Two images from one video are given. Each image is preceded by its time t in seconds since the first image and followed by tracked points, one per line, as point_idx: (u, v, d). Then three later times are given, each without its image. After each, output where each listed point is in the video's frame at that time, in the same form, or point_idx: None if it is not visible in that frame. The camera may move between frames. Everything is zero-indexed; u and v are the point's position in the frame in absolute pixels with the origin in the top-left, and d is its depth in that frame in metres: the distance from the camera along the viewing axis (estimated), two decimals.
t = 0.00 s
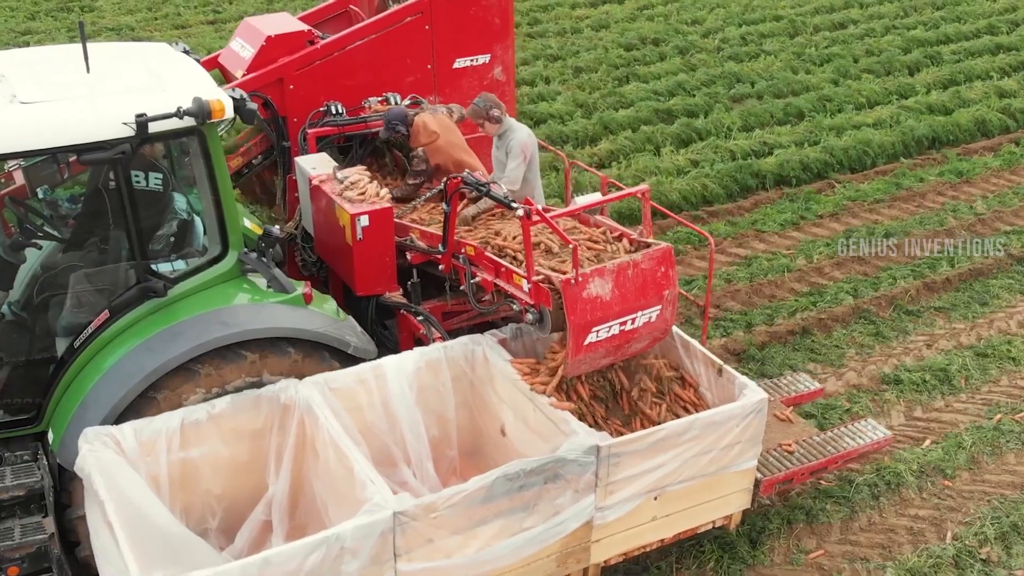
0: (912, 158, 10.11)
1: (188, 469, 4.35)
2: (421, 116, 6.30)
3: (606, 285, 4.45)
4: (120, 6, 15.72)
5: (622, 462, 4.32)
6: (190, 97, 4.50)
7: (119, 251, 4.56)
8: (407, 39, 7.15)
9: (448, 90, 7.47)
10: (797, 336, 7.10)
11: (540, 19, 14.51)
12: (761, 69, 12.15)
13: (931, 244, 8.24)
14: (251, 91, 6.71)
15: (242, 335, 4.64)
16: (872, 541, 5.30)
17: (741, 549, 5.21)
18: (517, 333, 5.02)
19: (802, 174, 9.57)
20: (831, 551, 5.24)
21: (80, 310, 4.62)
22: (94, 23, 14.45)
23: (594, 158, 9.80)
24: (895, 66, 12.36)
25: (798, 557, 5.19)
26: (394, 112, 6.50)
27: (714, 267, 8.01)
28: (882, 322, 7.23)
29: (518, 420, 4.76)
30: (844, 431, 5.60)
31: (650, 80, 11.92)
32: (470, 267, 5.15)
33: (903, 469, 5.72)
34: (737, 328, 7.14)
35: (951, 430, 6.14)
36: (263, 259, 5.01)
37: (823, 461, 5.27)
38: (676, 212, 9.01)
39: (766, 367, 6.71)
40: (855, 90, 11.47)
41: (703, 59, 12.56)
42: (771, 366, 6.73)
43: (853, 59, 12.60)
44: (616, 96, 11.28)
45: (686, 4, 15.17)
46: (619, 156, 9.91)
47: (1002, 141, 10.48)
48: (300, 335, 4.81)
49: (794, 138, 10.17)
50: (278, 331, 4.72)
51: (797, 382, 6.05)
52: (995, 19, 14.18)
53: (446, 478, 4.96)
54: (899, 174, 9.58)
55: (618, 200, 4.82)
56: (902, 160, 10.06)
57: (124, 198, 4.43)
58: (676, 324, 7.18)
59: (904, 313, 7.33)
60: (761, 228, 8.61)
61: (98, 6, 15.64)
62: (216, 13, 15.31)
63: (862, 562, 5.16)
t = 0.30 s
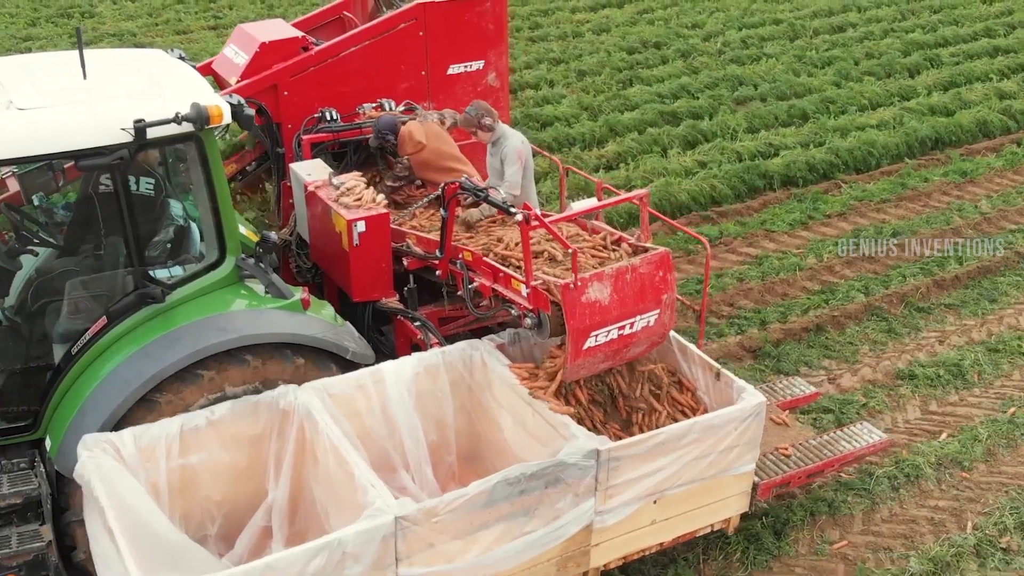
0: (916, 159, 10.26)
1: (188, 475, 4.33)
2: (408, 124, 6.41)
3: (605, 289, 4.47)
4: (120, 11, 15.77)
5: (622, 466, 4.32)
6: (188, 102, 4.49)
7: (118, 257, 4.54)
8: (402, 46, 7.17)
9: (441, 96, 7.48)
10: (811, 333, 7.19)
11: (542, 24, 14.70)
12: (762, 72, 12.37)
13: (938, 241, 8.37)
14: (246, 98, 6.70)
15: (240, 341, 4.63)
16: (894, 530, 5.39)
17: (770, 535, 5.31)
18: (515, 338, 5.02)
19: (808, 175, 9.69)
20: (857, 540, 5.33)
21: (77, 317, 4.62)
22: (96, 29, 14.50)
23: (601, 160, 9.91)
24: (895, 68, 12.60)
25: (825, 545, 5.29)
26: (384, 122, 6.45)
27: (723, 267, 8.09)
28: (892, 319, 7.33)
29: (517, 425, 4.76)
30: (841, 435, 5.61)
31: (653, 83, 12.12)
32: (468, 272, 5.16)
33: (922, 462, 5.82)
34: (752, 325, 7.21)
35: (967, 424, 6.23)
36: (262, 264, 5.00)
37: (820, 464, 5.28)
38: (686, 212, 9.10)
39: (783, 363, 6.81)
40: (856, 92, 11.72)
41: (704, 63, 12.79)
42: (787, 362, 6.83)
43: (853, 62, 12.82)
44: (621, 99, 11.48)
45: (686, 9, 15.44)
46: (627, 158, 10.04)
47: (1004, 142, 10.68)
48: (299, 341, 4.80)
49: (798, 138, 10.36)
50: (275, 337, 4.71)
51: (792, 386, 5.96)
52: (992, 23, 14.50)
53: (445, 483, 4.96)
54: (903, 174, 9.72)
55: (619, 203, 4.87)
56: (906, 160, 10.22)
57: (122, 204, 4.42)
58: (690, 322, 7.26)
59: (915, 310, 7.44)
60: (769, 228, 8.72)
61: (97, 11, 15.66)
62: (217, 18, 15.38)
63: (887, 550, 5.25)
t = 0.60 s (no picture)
0: (930, 160, 10.86)
1: (187, 493, 4.32)
2: (427, 125, 6.70)
3: (601, 300, 4.54)
4: (133, 26, 15.95)
5: (622, 475, 4.36)
6: (184, 121, 4.51)
7: (113, 276, 4.53)
8: (386, 63, 7.21)
9: (426, 113, 7.53)
10: (857, 320, 7.68)
11: (549, 37, 15.07)
12: (773, 80, 12.85)
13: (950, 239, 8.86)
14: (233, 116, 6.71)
15: (237, 357, 4.63)
16: (913, 515, 5.70)
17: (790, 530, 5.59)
18: (510, 350, 5.08)
19: (831, 175, 10.26)
20: (874, 528, 5.62)
21: (72, 335, 4.58)
22: (108, 44, 14.65)
23: (632, 164, 10.38)
24: (898, 77, 13.12)
25: (837, 535, 5.57)
26: (402, 114, 6.74)
27: (745, 265, 8.55)
28: (934, 307, 7.83)
29: (515, 436, 4.78)
30: (830, 441, 5.70)
31: (669, 92, 12.58)
32: (463, 285, 5.25)
33: (979, 434, 6.28)
34: (801, 315, 7.71)
35: (1015, 399, 6.71)
36: (257, 280, 5.02)
37: (811, 470, 5.35)
38: (719, 211, 9.64)
39: (833, 349, 7.31)
40: (865, 99, 12.22)
41: (716, 72, 13.27)
42: (840, 347, 7.33)
43: (858, 71, 13.31)
44: (640, 106, 11.93)
45: (688, 22, 15.90)
46: (653, 163, 10.54)
47: (1010, 144, 11.26)
48: (295, 356, 4.81)
49: (817, 142, 10.92)
50: (273, 353, 4.72)
51: (779, 395, 6.09)
52: (984, 33, 15.01)
53: (443, 496, 4.98)
54: (921, 173, 10.33)
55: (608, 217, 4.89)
56: (921, 161, 10.81)
57: (118, 223, 4.42)
58: (740, 312, 7.78)
59: (950, 298, 7.96)
60: (801, 224, 9.28)
61: (111, 26, 15.79)
62: (228, 32, 15.51)
63: (904, 540, 5.53)
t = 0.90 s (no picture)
0: (938, 159, 10.90)
1: (192, 494, 4.33)
2: (429, 126, 6.71)
3: (604, 300, 4.56)
4: (142, 28, 15.97)
5: (625, 475, 4.37)
6: (188, 123, 4.52)
7: (117, 277, 4.54)
8: (386, 66, 7.22)
9: (426, 115, 7.55)
10: (875, 314, 7.73)
11: (556, 38, 15.11)
12: (781, 81, 12.89)
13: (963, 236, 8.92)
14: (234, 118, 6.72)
15: (241, 359, 4.63)
16: (938, 502, 5.74)
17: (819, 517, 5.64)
18: (512, 351, 5.11)
19: (841, 174, 10.31)
20: (900, 515, 5.67)
21: (75, 337, 4.59)
22: (118, 47, 14.66)
23: (645, 162, 10.43)
24: (905, 76, 13.18)
25: (864, 522, 5.61)
26: (402, 117, 6.75)
27: (759, 262, 8.59)
28: (949, 302, 7.88)
29: (519, 437, 4.79)
30: (831, 441, 5.71)
31: (677, 92, 12.62)
32: (465, 286, 5.26)
33: (999, 424, 6.32)
34: (819, 309, 7.75)
35: None
36: (259, 282, 5.01)
37: (813, 470, 5.36)
38: (732, 209, 9.69)
39: (852, 342, 7.34)
40: (872, 98, 12.28)
41: (723, 72, 13.33)
42: (858, 340, 7.37)
43: (865, 71, 13.37)
44: (649, 106, 11.97)
45: (694, 23, 15.96)
46: (663, 162, 10.58)
47: (1017, 142, 11.30)
48: (298, 358, 4.81)
49: (824, 141, 10.96)
50: (276, 354, 4.72)
51: (780, 395, 6.19)
52: (988, 33, 15.09)
53: (446, 496, 4.99)
54: (930, 171, 10.39)
55: (610, 217, 4.90)
56: (929, 159, 10.85)
57: (123, 225, 4.42)
58: (759, 307, 7.83)
59: (965, 293, 8.02)
60: (813, 223, 9.31)
61: (120, 28, 15.81)
62: (237, 33, 15.51)
63: (929, 526, 5.58)
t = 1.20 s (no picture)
0: (951, 156, 10.94)
1: (200, 493, 4.35)
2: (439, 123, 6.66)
3: (609, 300, 4.60)
4: (153, 29, 15.98)
5: (630, 473, 4.39)
6: (193, 123, 4.54)
7: (123, 277, 4.55)
8: (388, 67, 7.24)
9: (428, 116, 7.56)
10: (895, 307, 7.77)
11: (566, 37, 15.14)
12: (791, 79, 12.93)
13: (981, 232, 8.95)
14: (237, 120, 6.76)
15: (246, 358, 4.65)
16: (966, 488, 5.80)
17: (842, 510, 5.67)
18: (516, 350, 5.12)
19: (857, 170, 10.34)
20: (929, 500, 5.74)
21: (81, 337, 4.60)
22: (130, 47, 14.69)
23: (661, 159, 10.49)
24: (914, 74, 13.22)
25: (896, 507, 5.68)
26: (413, 113, 6.70)
27: (775, 258, 8.61)
28: (968, 296, 7.92)
29: (523, 435, 4.81)
30: (833, 440, 5.73)
31: (689, 90, 12.66)
32: (469, 286, 5.30)
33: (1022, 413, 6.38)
34: (840, 302, 7.79)
35: None
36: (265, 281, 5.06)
37: (815, 469, 5.38)
38: (750, 205, 9.70)
39: (875, 334, 7.38)
40: (883, 96, 12.32)
41: (734, 71, 13.37)
42: (879, 333, 7.41)
43: (875, 69, 13.42)
44: (662, 104, 12.00)
45: (702, 22, 16.00)
46: (676, 160, 10.61)
47: None
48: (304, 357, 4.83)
49: (835, 138, 10.99)
50: (282, 354, 4.73)
51: (782, 394, 6.05)
52: (997, 32, 15.13)
53: (451, 495, 5.01)
54: (943, 167, 10.44)
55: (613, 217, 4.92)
56: (942, 156, 10.88)
57: (130, 225, 4.43)
58: (780, 300, 7.86)
59: (982, 286, 8.07)
60: (829, 219, 9.35)
61: (132, 28, 15.83)
62: (248, 33, 15.53)
63: (958, 512, 5.64)
